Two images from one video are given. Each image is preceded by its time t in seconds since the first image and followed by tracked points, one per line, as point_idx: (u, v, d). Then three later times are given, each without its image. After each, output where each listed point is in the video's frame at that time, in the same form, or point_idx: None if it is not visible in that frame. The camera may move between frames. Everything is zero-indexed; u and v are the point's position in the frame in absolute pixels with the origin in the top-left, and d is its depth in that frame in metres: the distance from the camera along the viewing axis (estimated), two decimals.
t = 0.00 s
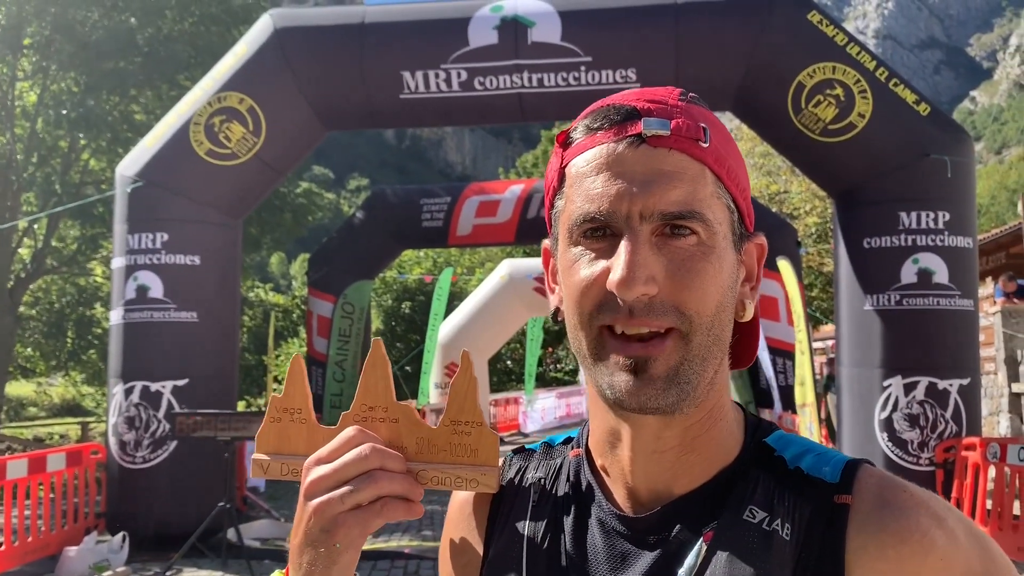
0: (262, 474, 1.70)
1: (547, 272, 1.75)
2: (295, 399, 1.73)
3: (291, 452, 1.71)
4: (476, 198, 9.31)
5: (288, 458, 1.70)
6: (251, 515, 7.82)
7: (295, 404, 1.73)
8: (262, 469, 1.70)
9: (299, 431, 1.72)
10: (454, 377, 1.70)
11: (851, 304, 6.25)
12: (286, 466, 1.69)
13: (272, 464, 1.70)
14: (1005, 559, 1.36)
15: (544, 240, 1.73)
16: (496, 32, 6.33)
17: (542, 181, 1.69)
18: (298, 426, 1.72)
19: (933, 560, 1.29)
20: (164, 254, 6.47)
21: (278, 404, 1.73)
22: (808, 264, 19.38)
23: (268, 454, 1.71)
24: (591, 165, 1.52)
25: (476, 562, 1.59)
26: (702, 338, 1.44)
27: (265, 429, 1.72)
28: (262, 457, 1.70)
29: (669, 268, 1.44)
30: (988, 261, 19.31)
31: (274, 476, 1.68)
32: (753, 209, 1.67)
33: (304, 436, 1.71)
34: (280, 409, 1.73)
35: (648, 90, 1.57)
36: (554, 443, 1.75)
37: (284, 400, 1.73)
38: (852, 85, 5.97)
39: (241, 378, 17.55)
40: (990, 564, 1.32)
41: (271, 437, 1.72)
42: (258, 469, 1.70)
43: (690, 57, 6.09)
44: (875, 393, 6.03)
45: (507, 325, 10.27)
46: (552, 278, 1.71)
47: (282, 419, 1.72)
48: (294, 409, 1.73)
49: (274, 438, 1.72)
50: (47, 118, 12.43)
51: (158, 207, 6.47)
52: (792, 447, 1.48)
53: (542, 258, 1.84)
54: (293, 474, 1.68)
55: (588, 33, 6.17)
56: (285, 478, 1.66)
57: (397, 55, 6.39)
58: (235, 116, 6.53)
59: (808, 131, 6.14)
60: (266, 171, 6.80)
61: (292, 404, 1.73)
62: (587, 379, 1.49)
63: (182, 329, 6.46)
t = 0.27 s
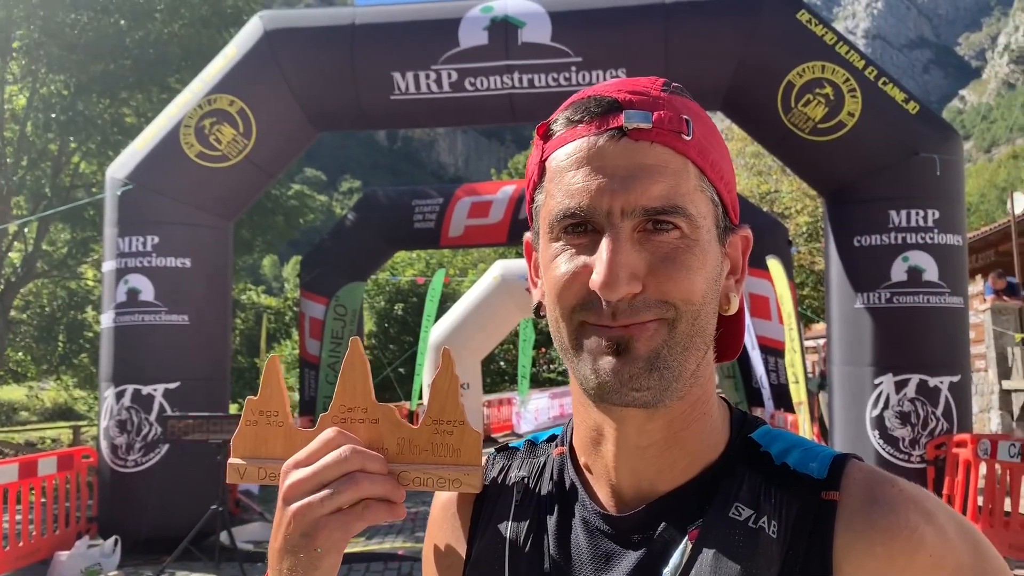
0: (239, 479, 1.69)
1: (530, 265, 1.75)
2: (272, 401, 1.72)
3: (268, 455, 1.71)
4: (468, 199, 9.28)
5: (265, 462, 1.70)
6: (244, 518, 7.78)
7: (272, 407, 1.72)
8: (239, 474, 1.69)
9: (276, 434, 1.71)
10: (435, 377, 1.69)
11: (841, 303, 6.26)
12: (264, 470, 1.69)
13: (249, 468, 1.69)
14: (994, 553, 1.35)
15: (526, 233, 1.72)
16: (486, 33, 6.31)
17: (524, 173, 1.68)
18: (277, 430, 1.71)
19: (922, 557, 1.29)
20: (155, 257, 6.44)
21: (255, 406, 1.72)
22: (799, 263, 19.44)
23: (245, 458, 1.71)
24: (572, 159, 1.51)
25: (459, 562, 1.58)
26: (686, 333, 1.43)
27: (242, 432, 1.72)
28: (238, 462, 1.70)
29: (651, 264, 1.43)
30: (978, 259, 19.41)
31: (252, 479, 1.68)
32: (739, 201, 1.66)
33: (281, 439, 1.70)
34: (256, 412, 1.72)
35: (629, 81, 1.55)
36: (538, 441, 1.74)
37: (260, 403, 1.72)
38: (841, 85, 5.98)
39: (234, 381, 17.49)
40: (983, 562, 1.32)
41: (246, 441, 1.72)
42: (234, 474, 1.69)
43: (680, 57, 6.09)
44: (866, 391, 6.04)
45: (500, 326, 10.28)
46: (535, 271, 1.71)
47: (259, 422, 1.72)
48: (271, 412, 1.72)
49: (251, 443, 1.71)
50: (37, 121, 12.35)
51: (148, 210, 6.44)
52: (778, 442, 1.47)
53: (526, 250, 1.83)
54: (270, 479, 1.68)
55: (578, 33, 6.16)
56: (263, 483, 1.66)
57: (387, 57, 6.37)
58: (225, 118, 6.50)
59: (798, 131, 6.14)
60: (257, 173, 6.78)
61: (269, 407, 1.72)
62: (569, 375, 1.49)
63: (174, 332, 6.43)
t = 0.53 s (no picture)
0: (225, 489, 1.67)
1: (512, 268, 1.73)
2: (257, 409, 1.70)
3: (253, 463, 1.68)
4: (458, 199, 9.25)
5: (250, 471, 1.68)
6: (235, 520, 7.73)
7: (256, 414, 1.70)
8: (225, 483, 1.67)
9: (261, 442, 1.69)
10: (420, 383, 1.67)
11: (830, 302, 6.28)
12: (250, 480, 1.66)
13: (236, 477, 1.67)
14: (988, 559, 1.34)
15: (508, 235, 1.71)
16: (476, 33, 6.29)
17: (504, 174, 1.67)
18: (261, 438, 1.69)
19: (914, 564, 1.27)
20: (144, 258, 6.38)
21: (240, 415, 1.70)
22: (789, 262, 19.52)
23: (231, 467, 1.69)
24: (554, 160, 1.49)
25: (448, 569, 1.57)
26: (673, 337, 1.42)
27: (227, 441, 1.70)
28: (225, 471, 1.68)
29: (639, 266, 1.42)
30: (966, 258, 19.54)
31: (238, 489, 1.66)
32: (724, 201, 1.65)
33: (266, 447, 1.68)
34: (241, 421, 1.70)
35: (613, 79, 1.54)
36: (526, 446, 1.73)
37: (245, 411, 1.70)
38: (830, 84, 5.99)
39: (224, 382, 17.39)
40: (974, 565, 1.28)
41: (232, 451, 1.70)
42: (221, 483, 1.67)
43: (670, 57, 6.09)
44: (855, 389, 6.05)
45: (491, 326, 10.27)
46: (518, 274, 1.69)
47: (244, 431, 1.70)
48: (256, 420, 1.70)
49: (237, 451, 1.69)
50: (23, 122, 12.25)
51: (136, 211, 6.39)
52: (767, 447, 1.46)
53: (507, 252, 1.82)
54: (256, 488, 1.65)
55: (568, 33, 6.15)
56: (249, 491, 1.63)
57: (377, 57, 6.35)
58: (214, 118, 6.46)
59: (787, 130, 6.15)
60: (246, 173, 6.73)
61: (254, 415, 1.70)
62: (554, 382, 1.47)
63: (163, 334, 6.38)
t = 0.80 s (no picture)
0: (200, 486, 1.65)
1: (492, 264, 1.71)
2: (231, 404, 1.68)
3: (228, 460, 1.66)
4: (449, 199, 9.20)
5: (225, 467, 1.65)
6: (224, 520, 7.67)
7: (231, 410, 1.68)
8: (199, 480, 1.66)
9: (236, 438, 1.67)
10: (398, 378, 1.65)
11: (821, 303, 6.28)
12: (224, 476, 1.64)
13: (210, 474, 1.65)
14: (963, 558, 1.33)
15: (488, 231, 1.69)
16: (468, 33, 6.27)
17: (485, 167, 1.65)
18: (236, 434, 1.67)
19: (889, 564, 1.27)
20: (133, 257, 6.34)
21: (214, 411, 1.68)
22: (780, 263, 19.57)
23: (205, 464, 1.67)
24: (536, 152, 1.48)
25: (426, 566, 1.55)
26: (655, 334, 1.41)
27: (202, 437, 1.67)
28: (199, 468, 1.66)
29: (621, 261, 1.41)
30: (956, 259, 19.64)
31: (212, 485, 1.63)
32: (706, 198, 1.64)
33: (241, 444, 1.66)
34: (216, 417, 1.68)
35: (596, 72, 1.53)
36: (504, 442, 1.71)
37: (220, 407, 1.68)
38: (821, 85, 6.00)
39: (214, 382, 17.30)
40: (950, 565, 1.29)
41: (206, 447, 1.67)
42: (195, 479, 1.65)
43: (661, 57, 6.08)
44: (845, 390, 6.06)
45: (482, 326, 10.25)
46: (497, 271, 1.68)
47: (219, 427, 1.67)
48: (231, 416, 1.67)
49: (212, 448, 1.67)
50: (12, 120, 12.14)
51: (126, 209, 6.34)
52: (746, 444, 1.45)
53: (487, 248, 1.80)
54: (231, 484, 1.63)
55: (560, 33, 6.13)
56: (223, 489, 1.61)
57: (368, 56, 6.32)
58: (204, 117, 6.42)
59: (777, 131, 6.15)
60: (236, 172, 6.69)
61: (228, 411, 1.68)
62: (534, 378, 1.45)
63: (152, 333, 6.33)
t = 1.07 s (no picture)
0: (189, 487, 1.64)
1: (479, 268, 1.70)
2: (223, 406, 1.66)
3: (218, 462, 1.65)
4: (445, 200, 9.17)
5: (215, 469, 1.64)
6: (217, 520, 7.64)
7: (222, 412, 1.66)
8: (188, 481, 1.64)
9: (227, 440, 1.65)
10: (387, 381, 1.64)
11: (816, 306, 6.29)
12: (213, 477, 1.63)
13: (199, 475, 1.63)
14: (949, 561, 1.33)
15: (475, 234, 1.68)
16: (464, 34, 6.26)
17: (473, 170, 1.64)
18: (226, 436, 1.65)
19: (875, 566, 1.26)
20: (127, 255, 6.31)
21: (205, 413, 1.66)
22: (776, 266, 19.60)
23: (195, 465, 1.65)
24: (523, 155, 1.46)
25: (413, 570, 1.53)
26: (642, 337, 1.40)
27: (192, 439, 1.66)
28: (188, 469, 1.64)
29: (608, 264, 1.40)
30: (951, 262, 19.69)
31: (201, 487, 1.62)
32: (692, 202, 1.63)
33: (231, 446, 1.65)
34: (206, 419, 1.66)
35: (583, 76, 1.52)
36: (493, 446, 1.70)
37: (211, 408, 1.66)
38: (817, 89, 6.00)
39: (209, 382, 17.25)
40: (933, 566, 1.28)
41: (196, 449, 1.66)
42: (184, 481, 1.63)
43: (658, 59, 6.08)
44: (839, 393, 6.06)
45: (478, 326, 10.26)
46: (485, 273, 1.66)
47: (209, 429, 1.66)
48: (221, 418, 1.66)
49: (202, 450, 1.65)
50: (7, 117, 12.09)
51: (120, 208, 6.31)
52: (734, 448, 1.44)
53: (476, 252, 1.79)
54: (220, 486, 1.62)
55: (557, 34, 6.13)
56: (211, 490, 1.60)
57: (364, 56, 6.31)
58: (199, 116, 6.39)
59: (773, 134, 6.15)
60: (231, 172, 6.67)
61: (219, 413, 1.66)
62: (521, 381, 1.44)
63: (146, 332, 6.30)
